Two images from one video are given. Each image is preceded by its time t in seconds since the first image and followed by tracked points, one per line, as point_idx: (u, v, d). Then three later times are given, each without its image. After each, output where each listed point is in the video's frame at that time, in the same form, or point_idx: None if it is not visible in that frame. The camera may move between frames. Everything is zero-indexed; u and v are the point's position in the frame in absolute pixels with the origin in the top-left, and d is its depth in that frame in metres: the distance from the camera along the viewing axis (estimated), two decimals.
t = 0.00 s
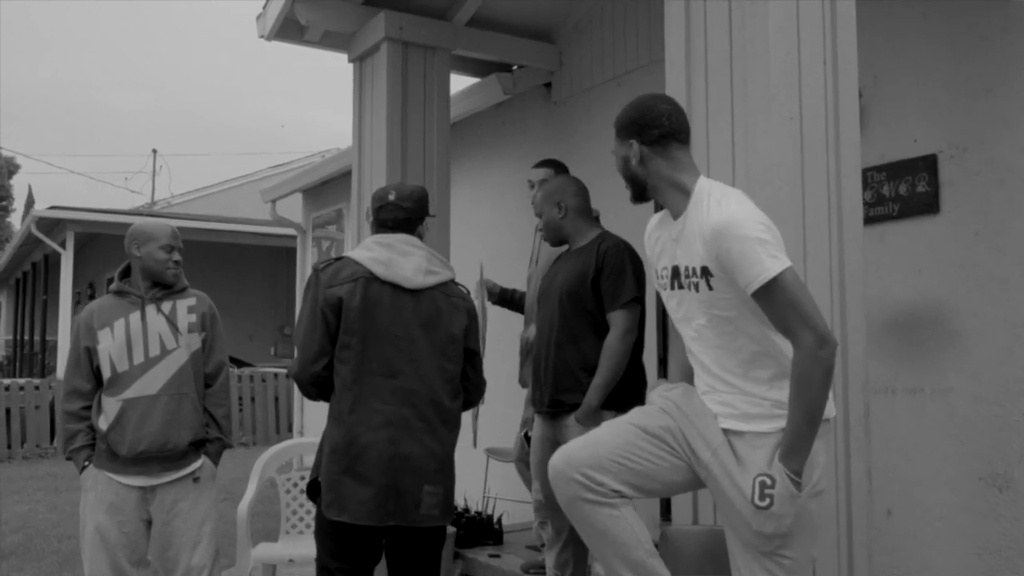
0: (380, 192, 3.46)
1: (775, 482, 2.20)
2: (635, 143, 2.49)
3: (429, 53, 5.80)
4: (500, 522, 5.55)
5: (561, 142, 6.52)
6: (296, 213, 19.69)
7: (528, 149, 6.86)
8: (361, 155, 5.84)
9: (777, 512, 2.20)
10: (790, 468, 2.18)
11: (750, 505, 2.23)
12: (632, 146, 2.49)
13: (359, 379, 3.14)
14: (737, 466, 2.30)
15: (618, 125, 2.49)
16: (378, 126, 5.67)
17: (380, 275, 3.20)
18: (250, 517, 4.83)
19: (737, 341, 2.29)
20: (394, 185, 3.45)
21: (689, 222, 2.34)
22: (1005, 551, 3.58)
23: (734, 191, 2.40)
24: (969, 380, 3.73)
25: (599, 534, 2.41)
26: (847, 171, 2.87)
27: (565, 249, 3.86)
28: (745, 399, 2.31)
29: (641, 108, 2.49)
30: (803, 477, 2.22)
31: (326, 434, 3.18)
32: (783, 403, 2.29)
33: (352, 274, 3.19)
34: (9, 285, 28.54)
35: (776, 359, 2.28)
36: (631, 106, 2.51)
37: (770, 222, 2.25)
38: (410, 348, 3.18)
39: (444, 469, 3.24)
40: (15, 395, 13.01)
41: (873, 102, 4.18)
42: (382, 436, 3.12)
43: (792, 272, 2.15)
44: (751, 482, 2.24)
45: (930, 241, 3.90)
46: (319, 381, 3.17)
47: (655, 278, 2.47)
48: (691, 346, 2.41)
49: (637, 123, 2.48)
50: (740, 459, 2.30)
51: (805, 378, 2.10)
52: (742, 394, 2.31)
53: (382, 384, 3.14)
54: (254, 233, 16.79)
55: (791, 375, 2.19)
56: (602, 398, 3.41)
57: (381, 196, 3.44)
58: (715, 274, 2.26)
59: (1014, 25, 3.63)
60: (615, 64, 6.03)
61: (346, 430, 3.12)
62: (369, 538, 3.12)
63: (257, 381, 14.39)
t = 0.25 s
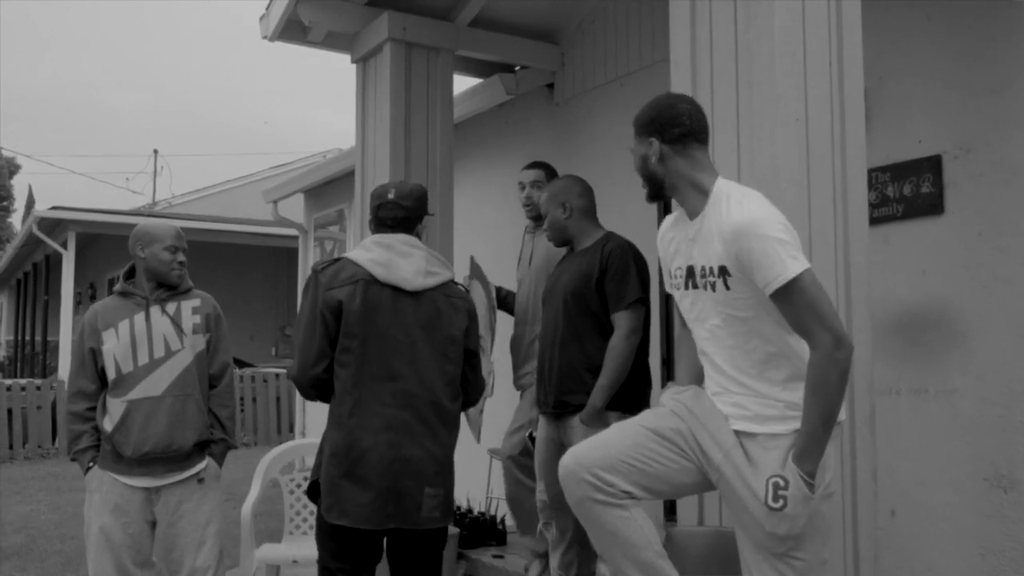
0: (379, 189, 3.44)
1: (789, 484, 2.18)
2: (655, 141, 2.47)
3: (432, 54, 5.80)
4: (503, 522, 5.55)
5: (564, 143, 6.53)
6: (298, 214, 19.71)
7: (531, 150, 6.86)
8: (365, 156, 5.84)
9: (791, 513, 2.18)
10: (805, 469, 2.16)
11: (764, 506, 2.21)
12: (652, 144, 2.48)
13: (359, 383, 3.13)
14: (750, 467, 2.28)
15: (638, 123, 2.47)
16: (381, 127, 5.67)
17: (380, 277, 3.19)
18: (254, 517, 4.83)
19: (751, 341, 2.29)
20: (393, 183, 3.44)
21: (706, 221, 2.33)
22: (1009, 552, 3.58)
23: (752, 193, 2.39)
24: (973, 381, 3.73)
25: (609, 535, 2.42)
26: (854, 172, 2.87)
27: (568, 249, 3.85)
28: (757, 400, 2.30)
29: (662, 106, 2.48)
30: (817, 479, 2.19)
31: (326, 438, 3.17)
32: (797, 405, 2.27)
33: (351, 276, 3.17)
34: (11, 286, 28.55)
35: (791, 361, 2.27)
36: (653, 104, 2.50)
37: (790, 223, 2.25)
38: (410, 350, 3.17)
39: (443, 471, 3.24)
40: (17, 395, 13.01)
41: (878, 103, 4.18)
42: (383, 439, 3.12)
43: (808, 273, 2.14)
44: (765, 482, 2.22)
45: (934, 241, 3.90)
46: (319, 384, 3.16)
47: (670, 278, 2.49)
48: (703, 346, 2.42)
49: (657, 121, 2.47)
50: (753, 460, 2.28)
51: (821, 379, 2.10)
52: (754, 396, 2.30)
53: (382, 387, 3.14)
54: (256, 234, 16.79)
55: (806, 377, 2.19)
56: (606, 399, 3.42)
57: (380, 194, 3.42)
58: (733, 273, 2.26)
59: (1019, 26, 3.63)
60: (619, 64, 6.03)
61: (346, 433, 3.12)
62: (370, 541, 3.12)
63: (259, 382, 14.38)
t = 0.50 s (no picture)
0: (377, 187, 3.38)
1: (800, 485, 2.17)
2: (676, 138, 2.45)
3: (435, 55, 5.80)
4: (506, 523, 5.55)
5: (567, 144, 6.53)
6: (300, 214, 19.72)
7: (534, 151, 6.86)
8: (368, 156, 5.84)
9: (803, 515, 2.17)
10: (817, 471, 2.14)
11: (776, 507, 2.21)
12: (672, 141, 2.44)
13: (359, 387, 3.08)
14: (760, 468, 2.27)
15: (658, 120, 2.45)
16: (384, 128, 5.67)
17: (379, 280, 3.14)
18: (257, 518, 4.83)
19: (764, 340, 2.29)
20: (392, 181, 3.39)
21: (726, 219, 2.34)
22: (1014, 553, 3.58)
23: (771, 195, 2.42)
24: (978, 382, 3.72)
25: (614, 537, 2.41)
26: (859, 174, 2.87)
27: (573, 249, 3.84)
28: (766, 401, 2.29)
29: (684, 104, 2.45)
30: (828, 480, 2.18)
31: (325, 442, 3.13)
32: (809, 406, 2.26)
33: (350, 279, 3.13)
34: (12, 286, 28.56)
35: (804, 361, 2.27)
36: (675, 102, 2.47)
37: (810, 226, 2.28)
38: (410, 352, 3.14)
39: (444, 473, 3.21)
40: (18, 395, 13.02)
41: (881, 104, 4.18)
42: (383, 443, 3.08)
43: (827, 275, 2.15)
44: (776, 484, 2.21)
45: (938, 242, 3.89)
46: (319, 388, 3.12)
47: (682, 277, 2.49)
48: (713, 345, 2.40)
49: (678, 119, 2.45)
50: (764, 461, 2.27)
51: (837, 380, 2.10)
52: (764, 396, 2.30)
53: (382, 390, 3.10)
54: (257, 234, 16.79)
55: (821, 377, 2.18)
56: (610, 400, 3.42)
57: (378, 193, 3.36)
58: (751, 271, 2.26)
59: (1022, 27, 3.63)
60: (621, 65, 6.03)
61: (346, 438, 3.08)
62: (371, 545, 3.08)
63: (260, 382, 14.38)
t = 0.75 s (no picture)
0: (376, 187, 3.37)
1: (810, 485, 2.18)
2: (695, 135, 2.45)
3: (437, 55, 5.80)
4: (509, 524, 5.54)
5: (570, 144, 6.53)
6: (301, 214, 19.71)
7: (536, 151, 6.86)
8: (370, 157, 5.85)
9: (812, 515, 2.17)
10: (827, 471, 2.16)
11: (785, 508, 2.21)
12: (692, 138, 2.45)
13: (358, 390, 3.08)
14: (769, 468, 2.27)
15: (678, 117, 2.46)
16: (387, 128, 5.67)
17: (377, 282, 3.14)
18: (261, 518, 4.83)
19: (777, 339, 2.29)
20: (391, 180, 3.36)
21: (744, 216, 2.35)
22: (1017, 553, 3.57)
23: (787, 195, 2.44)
24: (981, 382, 3.73)
25: (621, 538, 2.41)
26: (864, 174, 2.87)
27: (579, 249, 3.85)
28: (776, 401, 2.29)
29: (704, 102, 2.46)
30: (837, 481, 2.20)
31: (324, 446, 3.12)
32: (818, 406, 2.26)
33: (348, 282, 3.12)
34: (13, 286, 28.56)
35: (814, 361, 2.27)
36: (694, 100, 2.48)
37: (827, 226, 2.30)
38: (409, 354, 3.14)
39: (444, 475, 3.22)
40: (19, 395, 13.02)
41: (885, 104, 4.18)
42: (382, 446, 3.08)
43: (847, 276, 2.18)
44: (786, 484, 2.21)
45: (942, 242, 3.89)
46: (318, 390, 3.11)
47: (694, 274, 2.49)
48: (724, 342, 2.40)
49: (698, 116, 2.45)
50: (772, 461, 2.27)
51: (852, 378, 2.12)
52: (774, 396, 2.30)
53: (380, 393, 3.10)
54: (258, 234, 16.79)
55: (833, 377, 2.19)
56: (614, 400, 3.42)
57: (377, 192, 3.35)
58: (770, 267, 2.27)
59: None
60: (624, 65, 6.03)
61: (345, 440, 3.07)
62: (371, 548, 3.07)
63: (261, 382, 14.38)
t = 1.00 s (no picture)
0: (374, 186, 3.32)
1: (821, 485, 2.18)
2: (715, 132, 2.45)
3: (440, 55, 5.80)
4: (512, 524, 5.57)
5: (572, 144, 6.54)
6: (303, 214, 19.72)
7: (539, 151, 6.87)
8: (373, 157, 5.85)
9: (823, 515, 2.17)
10: (837, 470, 2.17)
11: (796, 507, 2.21)
12: (712, 135, 2.44)
13: (356, 391, 3.05)
14: (779, 468, 2.27)
15: (699, 113, 2.45)
16: (390, 128, 5.67)
17: (374, 283, 3.10)
18: (264, 518, 4.84)
19: (789, 337, 2.29)
20: (389, 179, 3.31)
21: (761, 215, 2.36)
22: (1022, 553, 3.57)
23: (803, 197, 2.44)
24: (984, 382, 3.73)
25: (629, 541, 2.42)
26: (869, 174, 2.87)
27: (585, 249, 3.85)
28: (786, 401, 2.29)
29: (724, 98, 2.46)
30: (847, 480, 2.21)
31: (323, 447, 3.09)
32: (829, 407, 2.26)
33: (345, 282, 3.10)
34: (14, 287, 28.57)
35: (825, 361, 2.27)
36: (715, 96, 2.47)
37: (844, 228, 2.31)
38: (406, 355, 3.10)
39: (445, 475, 3.18)
40: (21, 396, 13.01)
41: (888, 105, 4.18)
42: (381, 447, 3.04)
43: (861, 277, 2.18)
44: (797, 484, 2.22)
45: (945, 242, 3.89)
46: (316, 391, 3.08)
47: (707, 272, 2.49)
48: (735, 340, 2.40)
49: (719, 112, 2.45)
50: (781, 461, 2.27)
51: (866, 377, 2.12)
52: (785, 396, 2.30)
53: (379, 394, 3.06)
54: (260, 234, 16.79)
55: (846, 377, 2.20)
56: (618, 401, 3.43)
57: (375, 191, 3.30)
58: (785, 265, 2.27)
59: None
60: (627, 65, 6.03)
61: (345, 441, 3.04)
62: (372, 550, 3.04)
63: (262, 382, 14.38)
